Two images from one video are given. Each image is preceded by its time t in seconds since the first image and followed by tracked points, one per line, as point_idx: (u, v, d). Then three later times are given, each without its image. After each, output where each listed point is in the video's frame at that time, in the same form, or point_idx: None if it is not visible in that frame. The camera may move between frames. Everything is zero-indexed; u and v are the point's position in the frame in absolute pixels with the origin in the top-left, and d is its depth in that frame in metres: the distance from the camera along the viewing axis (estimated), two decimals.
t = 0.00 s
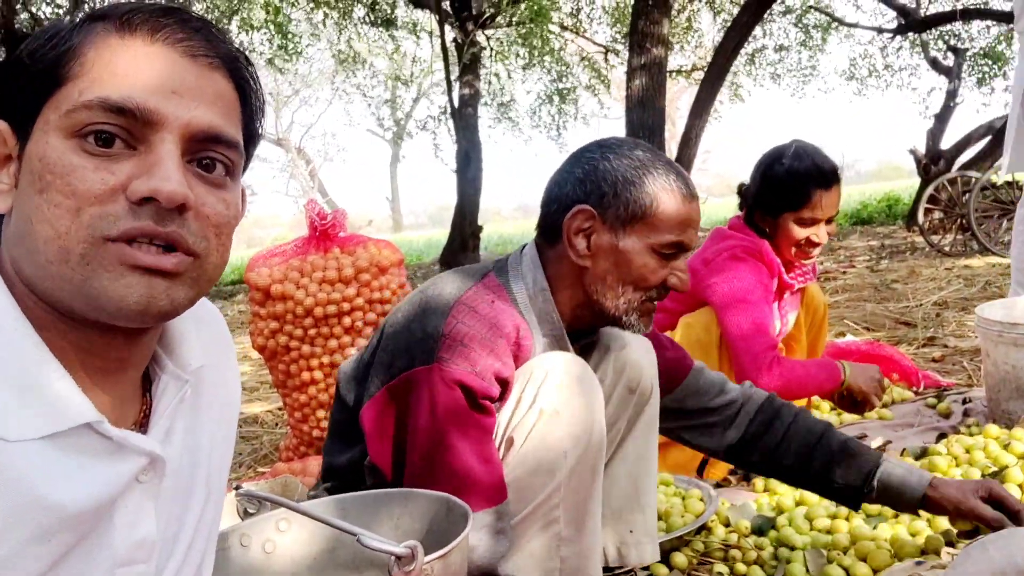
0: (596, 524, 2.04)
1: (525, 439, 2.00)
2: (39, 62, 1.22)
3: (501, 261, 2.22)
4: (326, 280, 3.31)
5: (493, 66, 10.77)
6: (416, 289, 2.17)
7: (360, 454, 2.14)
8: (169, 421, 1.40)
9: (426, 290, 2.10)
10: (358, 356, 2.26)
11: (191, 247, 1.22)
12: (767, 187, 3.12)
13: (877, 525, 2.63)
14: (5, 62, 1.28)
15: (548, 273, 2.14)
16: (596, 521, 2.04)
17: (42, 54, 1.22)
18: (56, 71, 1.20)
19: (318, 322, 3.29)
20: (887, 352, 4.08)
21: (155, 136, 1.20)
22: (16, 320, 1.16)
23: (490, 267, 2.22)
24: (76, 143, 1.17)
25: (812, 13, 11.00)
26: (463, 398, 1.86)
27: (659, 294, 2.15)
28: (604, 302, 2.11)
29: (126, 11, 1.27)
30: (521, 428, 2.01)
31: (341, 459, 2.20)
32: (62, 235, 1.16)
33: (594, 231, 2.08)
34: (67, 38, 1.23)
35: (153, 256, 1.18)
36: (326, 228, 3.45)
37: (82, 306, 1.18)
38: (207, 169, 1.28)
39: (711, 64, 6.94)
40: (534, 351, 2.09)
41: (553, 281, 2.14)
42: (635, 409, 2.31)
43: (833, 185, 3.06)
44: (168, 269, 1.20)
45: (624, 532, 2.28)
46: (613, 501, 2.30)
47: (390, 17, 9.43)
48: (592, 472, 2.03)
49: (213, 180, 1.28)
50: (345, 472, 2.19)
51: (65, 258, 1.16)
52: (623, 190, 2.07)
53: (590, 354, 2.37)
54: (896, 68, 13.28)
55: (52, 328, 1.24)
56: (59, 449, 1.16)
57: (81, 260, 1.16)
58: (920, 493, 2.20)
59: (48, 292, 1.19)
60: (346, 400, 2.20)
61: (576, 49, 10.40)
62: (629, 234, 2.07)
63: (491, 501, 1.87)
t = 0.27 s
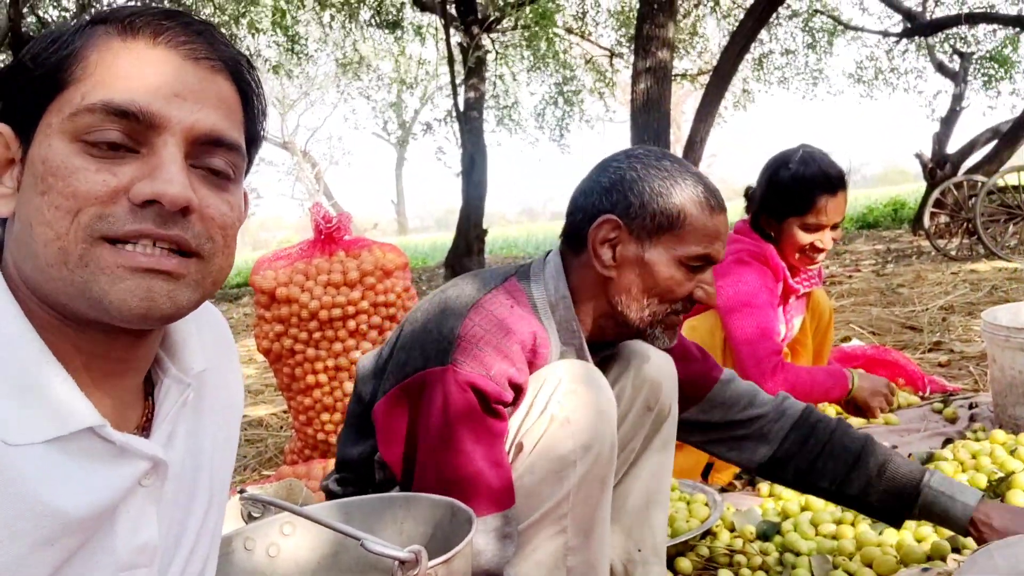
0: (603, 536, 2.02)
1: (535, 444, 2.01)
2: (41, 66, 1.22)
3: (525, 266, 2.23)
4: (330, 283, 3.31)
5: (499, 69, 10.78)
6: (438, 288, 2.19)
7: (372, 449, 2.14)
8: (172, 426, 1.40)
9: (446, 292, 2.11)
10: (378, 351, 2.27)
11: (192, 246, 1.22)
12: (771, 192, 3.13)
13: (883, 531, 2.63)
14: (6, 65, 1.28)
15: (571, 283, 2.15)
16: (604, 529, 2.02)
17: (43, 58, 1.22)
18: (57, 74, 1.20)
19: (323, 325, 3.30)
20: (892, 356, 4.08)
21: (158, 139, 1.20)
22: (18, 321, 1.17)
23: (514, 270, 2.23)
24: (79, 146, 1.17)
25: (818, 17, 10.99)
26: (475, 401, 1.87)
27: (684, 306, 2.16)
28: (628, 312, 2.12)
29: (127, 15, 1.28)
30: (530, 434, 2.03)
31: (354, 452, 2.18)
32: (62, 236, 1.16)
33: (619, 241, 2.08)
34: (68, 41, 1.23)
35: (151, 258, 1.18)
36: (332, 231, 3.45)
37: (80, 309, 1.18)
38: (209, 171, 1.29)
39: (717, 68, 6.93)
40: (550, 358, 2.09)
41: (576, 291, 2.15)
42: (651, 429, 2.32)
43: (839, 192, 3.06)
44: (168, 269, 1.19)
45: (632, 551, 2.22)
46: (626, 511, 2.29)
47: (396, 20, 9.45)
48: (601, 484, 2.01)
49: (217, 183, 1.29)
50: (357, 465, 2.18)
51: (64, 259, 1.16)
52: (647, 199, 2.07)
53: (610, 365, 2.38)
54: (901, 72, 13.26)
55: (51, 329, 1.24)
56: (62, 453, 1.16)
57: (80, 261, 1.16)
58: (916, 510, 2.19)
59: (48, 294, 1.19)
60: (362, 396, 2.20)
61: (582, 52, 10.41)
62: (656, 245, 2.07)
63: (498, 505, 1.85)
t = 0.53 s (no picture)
0: (601, 543, 2.02)
1: (532, 449, 2.02)
2: (42, 68, 1.22)
3: (517, 270, 2.22)
4: (332, 286, 3.31)
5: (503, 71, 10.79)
6: (434, 294, 2.17)
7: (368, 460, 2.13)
8: (171, 429, 1.40)
9: (439, 299, 2.10)
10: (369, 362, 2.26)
11: (199, 252, 1.22)
12: (774, 195, 3.13)
13: (885, 536, 2.63)
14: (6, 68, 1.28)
15: (563, 288, 2.15)
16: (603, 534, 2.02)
17: (44, 60, 1.22)
18: (59, 77, 1.20)
19: (325, 327, 3.30)
20: (896, 360, 4.08)
21: (164, 140, 1.21)
22: (18, 326, 1.17)
23: (505, 276, 2.22)
24: (86, 149, 1.17)
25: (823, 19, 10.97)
26: (470, 410, 1.85)
27: (679, 310, 2.16)
28: (621, 316, 2.12)
29: (128, 18, 1.28)
30: (527, 440, 2.03)
31: (350, 464, 2.18)
32: (73, 243, 1.16)
33: (612, 246, 2.08)
34: (69, 45, 1.23)
35: (167, 265, 1.18)
36: (334, 234, 3.45)
37: (90, 315, 1.18)
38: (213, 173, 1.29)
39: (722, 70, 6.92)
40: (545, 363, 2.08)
41: (569, 296, 2.15)
42: (649, 428, 2.31)
43: (843, 197, 3.05)
44: (180, 275, 1.19)
45: (634, 549, 2.24)
46: (625, 511, 2.29)
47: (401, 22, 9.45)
48: (596, 488, 2.02)
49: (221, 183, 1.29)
50: (354, 476, 2.17)
51: (76, 266, 1.16)
52: (642, 204, 2.07)
53: (606, 371, 2.37)
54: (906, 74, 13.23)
55: (56, 337, 1.24)
56: (59, 457, 1.17)
57: (93, 269, 1.16)
58: (883, 501, 2.28)
59: (56, 299, 1.19)
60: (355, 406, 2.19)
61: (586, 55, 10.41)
62: (648, 249, 2.07)
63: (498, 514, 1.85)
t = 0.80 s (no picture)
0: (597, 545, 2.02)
1: (527, 452, 2.00)
2: (37, 69, 1.21)
3: (510, 273, 2.22)
4: (331, 288, 3.31)
5: (505, 72, 10.79)
6: (426, 299, 2.17)
7: (360, 468, 2.11)
8: (164, 431, 1.40)
9: (432, 305, 2.10)
10: (360, 372, 2.26)
11: (197, 252, 1.22)
12: (774, 197, 3.11)
13: (884, 539, 2.63)
14: None
15: (555, 288, 2.17)
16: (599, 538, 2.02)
17: (39, 60, 1.22)
18: (55, 76, 1.20)
19: (324, 329, 3.29)
20: (896, 363, 4.14)
21: (160, 139, 1.21)
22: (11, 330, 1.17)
23: (497, 279, 2.23)
24: (82, 148, 1.17)
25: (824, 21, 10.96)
26: (464, 414, 1.84)
27: (671, 309, 2.17)
28: (614, 317, 2.13)
29: (122, 18, 1.28)
30: (521, 443, 2.02)
31: (342, 472, 2.17)
32: (71, 242, 1.15)
33: (605, 248, 2.08)
34: (63, 45, 1.23)
35: (161, 268, 1.18)
36: (333, 235, 3.45)
37: (87, 319, 1.18)
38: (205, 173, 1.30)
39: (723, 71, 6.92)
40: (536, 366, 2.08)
41: (561, 296, 2.16)
42: (642, 426, 2.31)
43: (845, 199, 3.05)
44: (177, 280, 1.19)
45: (630, 549, 2.22)
46: (617, 517, 2.27)
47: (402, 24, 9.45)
48: (593, 489, 2.01)
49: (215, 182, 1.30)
50: (346, 483, 2.16)
51: (75, 267, 1.16)
52: (637, 206, 2.07)
53: (598, 369, 2.39)
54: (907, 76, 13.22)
55: (52, 338, 1.23)
56: (51, 461, 1.16)
57: (92, 269, 1.16)
58: (852, 495, 2.33)
59: (52, 303, 1.18)
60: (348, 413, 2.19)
61: (587, 56, 10.41)
62: (640, 250, 2.08)
63: (491, 518, 1.82)
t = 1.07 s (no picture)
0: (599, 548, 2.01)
1: (532, 457, 2.01)
2: (50, 71, 1.19)
3: (519, 275, 2.21)
4: (329, 288, 3.30)
5: (505, 72, 10.79)
6: (433, 300, 2.15)
7: (365, 467, 2.10)
8: (155, 434, 1.40)
9: (440, 305, 2.08)
10: (365, 370, 2.22)
11: (205, 260, 1.23)
12: (777, 197, 3.10)
13: (882, 540, 2.63)
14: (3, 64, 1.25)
15: (564, 290, 2.15)
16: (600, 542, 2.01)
17: (51, 62, 1.20)
18: (68, 79, 1.17)
19: (322, 330, 3.28)
20: (895, 364, 4.15)
21: (179, 154, 1.21)
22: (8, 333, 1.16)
23: (507, 281, 2.22)
24: (100, 157, 1.16)
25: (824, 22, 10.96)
26: (474, 415, 1.84)
27: (680, 311, 2.16)
28: (624, 319, 2.12)
29: (137, 24, 1.26)
30: (528, 447, 2.03)
31: (345, 471, 2.16)
32: (83, 247, 1.15)
33: (616, 250, 2.07)
34: (76, 50, 1.21)
35: (170, 275, 1.19)
36: (331, 236, 3.44)
37: (96, 323, 1.18)
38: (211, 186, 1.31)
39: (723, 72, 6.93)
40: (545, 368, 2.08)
41: (570, 298, 2.15)
42: (644, 429, 2.31)
43: (847, 202, 3.06)
44: (184, 287, 1.20)
45: (629, 554, 2.21)
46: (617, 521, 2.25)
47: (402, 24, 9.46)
48: (597, 494, 2.00)
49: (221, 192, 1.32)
50: (348, 482, 2.15)
51: (85, 271, 1.16)
52: (645, 208, 2.06)
53: (604, 372, 2.39)
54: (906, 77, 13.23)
55: (59, 340, 1.23)
56: (42, 465, 1.16)
57: (103, 273, 1.16)
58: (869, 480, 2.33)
59: (60, 306, 1.18)
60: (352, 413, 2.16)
61: (587, 56, 10.41)
62: (650, 252, 2.06)
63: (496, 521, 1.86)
